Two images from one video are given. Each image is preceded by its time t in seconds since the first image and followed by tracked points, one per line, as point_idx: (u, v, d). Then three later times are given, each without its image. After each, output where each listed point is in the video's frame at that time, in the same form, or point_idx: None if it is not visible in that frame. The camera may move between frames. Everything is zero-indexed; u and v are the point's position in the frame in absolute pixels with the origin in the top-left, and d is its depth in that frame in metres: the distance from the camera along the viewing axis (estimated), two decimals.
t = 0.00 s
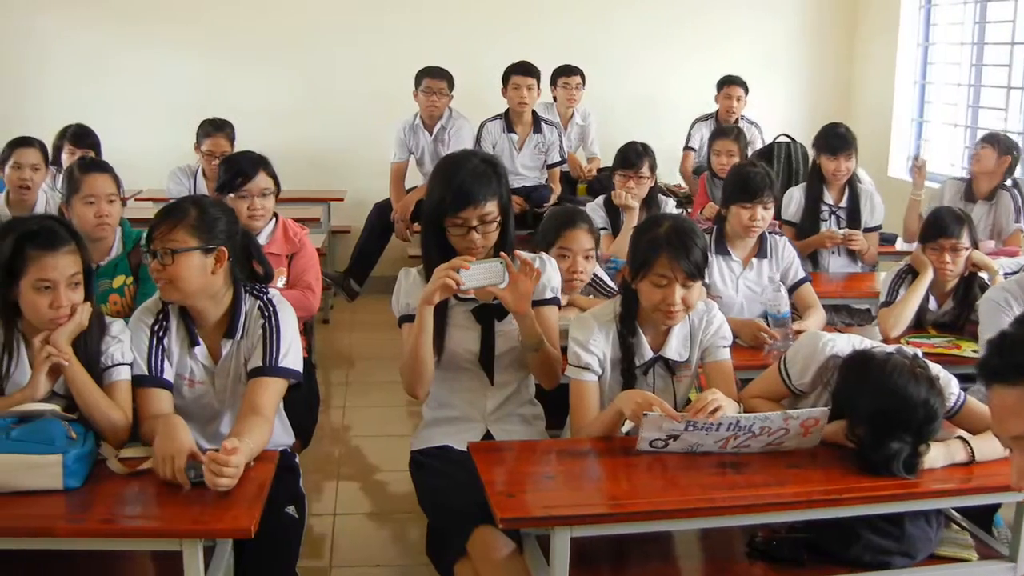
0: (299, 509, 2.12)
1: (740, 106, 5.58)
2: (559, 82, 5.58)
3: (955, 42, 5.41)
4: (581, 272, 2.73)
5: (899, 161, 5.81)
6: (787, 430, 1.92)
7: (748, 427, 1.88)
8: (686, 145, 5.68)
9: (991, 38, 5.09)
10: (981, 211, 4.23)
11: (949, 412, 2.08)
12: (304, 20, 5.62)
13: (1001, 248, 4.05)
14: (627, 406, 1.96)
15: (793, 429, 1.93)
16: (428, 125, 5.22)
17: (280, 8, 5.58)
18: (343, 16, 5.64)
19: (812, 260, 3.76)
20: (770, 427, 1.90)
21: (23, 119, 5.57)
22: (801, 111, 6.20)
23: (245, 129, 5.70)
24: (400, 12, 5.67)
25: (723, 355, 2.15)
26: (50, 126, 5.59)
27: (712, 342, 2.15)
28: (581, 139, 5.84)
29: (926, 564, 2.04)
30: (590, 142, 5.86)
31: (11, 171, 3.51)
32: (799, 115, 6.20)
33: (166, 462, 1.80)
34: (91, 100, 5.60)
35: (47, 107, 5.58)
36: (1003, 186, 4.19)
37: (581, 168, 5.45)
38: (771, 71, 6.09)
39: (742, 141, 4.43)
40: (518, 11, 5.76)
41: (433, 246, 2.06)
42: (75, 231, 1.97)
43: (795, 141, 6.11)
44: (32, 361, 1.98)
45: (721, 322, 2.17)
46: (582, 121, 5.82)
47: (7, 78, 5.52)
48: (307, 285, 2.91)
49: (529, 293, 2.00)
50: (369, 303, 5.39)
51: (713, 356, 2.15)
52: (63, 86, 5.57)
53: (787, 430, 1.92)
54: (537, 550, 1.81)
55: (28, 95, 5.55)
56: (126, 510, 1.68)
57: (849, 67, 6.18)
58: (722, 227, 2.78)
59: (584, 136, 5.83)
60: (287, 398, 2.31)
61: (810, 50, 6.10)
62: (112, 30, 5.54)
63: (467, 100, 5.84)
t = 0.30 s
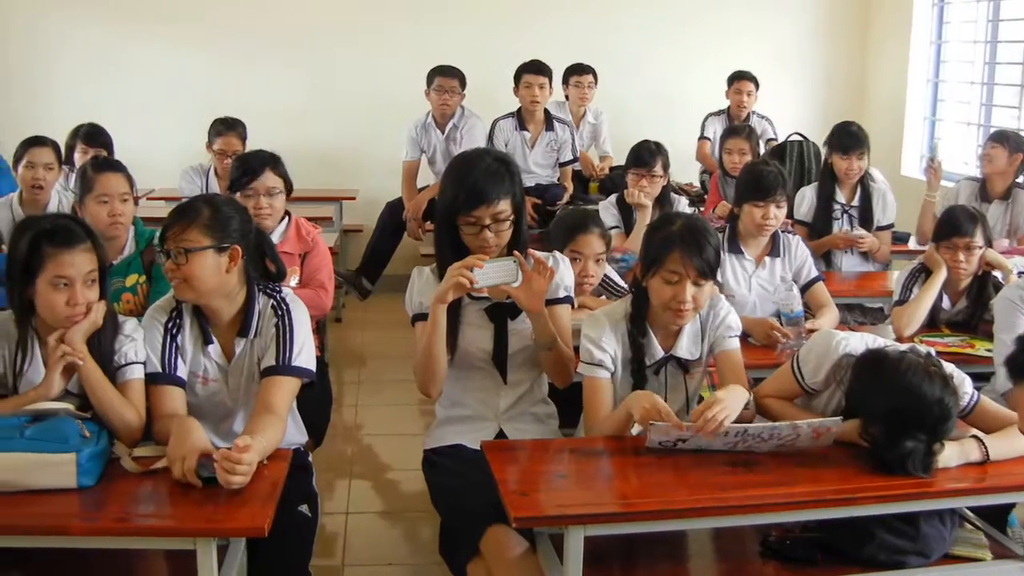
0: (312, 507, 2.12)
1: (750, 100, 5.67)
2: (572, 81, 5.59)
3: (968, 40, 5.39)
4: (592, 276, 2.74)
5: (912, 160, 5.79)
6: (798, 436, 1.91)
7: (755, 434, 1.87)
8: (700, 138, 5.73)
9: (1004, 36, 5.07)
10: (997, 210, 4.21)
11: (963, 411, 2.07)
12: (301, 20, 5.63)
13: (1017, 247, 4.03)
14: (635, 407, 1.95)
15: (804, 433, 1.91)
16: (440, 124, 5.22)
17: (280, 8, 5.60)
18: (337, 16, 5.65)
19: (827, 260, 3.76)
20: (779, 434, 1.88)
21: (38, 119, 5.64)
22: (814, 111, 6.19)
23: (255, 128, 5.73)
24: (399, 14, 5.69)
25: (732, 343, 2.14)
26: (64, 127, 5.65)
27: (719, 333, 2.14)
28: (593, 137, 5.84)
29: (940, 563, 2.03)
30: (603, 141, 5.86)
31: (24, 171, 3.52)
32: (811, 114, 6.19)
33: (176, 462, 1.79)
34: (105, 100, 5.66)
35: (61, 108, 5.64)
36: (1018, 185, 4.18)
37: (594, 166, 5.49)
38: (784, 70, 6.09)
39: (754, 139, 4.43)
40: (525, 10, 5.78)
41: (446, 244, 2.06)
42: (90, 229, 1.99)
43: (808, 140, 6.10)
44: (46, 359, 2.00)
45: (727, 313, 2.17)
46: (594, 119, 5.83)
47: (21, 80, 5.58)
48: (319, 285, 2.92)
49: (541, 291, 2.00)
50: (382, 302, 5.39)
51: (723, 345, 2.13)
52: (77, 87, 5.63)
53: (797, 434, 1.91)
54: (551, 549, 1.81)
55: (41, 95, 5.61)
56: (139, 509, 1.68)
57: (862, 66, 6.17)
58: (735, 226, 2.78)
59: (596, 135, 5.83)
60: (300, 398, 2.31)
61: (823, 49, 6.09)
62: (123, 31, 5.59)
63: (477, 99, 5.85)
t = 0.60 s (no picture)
0: (326, 506, 2.12)
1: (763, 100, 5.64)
2: (583, 80, 5.60)
3: (981, 38, 5.38)
4: (600, 272, 2.74)
5: (925, 158, 5.77)
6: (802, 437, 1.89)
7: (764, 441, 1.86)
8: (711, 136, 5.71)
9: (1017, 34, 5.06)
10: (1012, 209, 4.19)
11: (978, 411, 2.07)
12: (303, 20, 5.66)
13: None
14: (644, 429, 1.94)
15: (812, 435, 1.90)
16: (452, 123, 5.22)
17: (285, 8, 5.63)
18: (338, 17, 5.68)
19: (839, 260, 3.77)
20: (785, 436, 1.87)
21: (51, 119, 5.69)
22: (826, 110, 6.19)
23: (265, 127, 5.77)
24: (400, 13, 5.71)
25: (745, 348, 2.13)
26: (78, 126, 5.70)
27: (734, 336, 2.13)
28: (606, 136, 5.86)
29: (954, 563, 2.02)
30: (615, 139, 5.85)
31: (42, 168, 3.52)
32: (824, 113, 6.19)
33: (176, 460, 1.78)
34: (117, 100, 5.71)
35: (75, 107, 5.69)
36: None
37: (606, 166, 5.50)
38: (796, 70, 6.08)
39: (767, 138, 4.43)
40: (534, 10, 5.79)
41: (458, 243, 2.06)
42: (105, 226, 2.00)
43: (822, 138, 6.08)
44: (61, 359, 2.02)
45: (742, 314, 2.15)
46: (606, 118, 5.83)
47: (34, 79, 5.63)
48: (332, 284, 2.96)
49: (554, 289, 2.00)
50: (395, 301, 5.40)
51: (735, 350, 2.12)
52: (90, 86, 5.68)
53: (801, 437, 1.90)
54: (565, 548, 1.81)
55: (55, 94, 5.66)
56: (151, 508, 1.68)
57: (874, 64, 6.16)
58: (748, 224, 2.78)
59: (608, 134, 5.83)
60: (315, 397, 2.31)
61: (836, 48, 6.09)
62: (134, 31, 5.63)
63: (487, 98, 5.87)
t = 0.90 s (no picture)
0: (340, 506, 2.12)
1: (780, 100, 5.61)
2: (597, 80, 5.59)
3: (995, 37, 5.37)
4: (615, 277, 2.74)
5: (939, 157, 5.76)
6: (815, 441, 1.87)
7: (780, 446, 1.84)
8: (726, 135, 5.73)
9: None
10: None
11: (993, 412, 2.06)
12: (314, 20, 5.69)
13: None
14: (656, 447, 1.89)
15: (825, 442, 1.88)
16: (466, 123, 5.22)
17: (296, 8, 5.67)
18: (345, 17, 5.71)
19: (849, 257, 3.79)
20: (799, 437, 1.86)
21: (66, 119, 5.74)
22: (842, 109, 6.17)
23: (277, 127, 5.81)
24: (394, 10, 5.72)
25: (761, 348, 2.12)
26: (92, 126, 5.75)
27: (749, 336, 2.12)
28: (619, 135, 5.86)
29: (970, 565, 2.01)
30: (628, 139, 5.85)
31: (60, 167, 3.53)
32: (840, 112, 6.17)
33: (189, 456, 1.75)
34: (130, 100, 5.76)
35: (89, 107, 5.75)
36: None
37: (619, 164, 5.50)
38: (812, 69, 6.07)
39: (781, 139, 4.44)
40: (544, 10, 5.80)
41: (471, 243, 2.06)
42: (121, 226, 2.01)
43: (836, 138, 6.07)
44: (77, 359, 2.03)
45: (756, 314, 2.15)
46: (620, 118, 5.83)
47: (50, 79, 5.69)
48: (346, 284, 2.97)
49: (568, 289, 2.00)
50: (408, 301, 5.41)
51: (751, 350, 2.12)
52: (104, 87, 5.74)
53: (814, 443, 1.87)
54: (579, 549, 1.80)
55: (69, 95, 5.72)
56: (165, 508, 1.68)
57: (890, 64, 6.14)
58: (763, 223, 2.77)
59: (621, 134, 5.82)
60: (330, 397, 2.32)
61: (852, 46, 6.08)
62: (147, 32, 5.68)
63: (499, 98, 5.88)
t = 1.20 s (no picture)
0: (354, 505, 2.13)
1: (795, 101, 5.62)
2: (612, 80, 5.60)
3: (1011, 38, 5.34)
4: (626, 286, 2.73)
5: (954, 159, 5.74)
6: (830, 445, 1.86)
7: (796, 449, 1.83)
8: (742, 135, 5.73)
9: None
10: None
11: (1007, 414, 2.05)
12: (327, 20, 5.73)
13: None
14: (669, 449, 1.88)
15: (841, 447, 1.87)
16: (480, 123, 5.22)
17: (310, 7, 5.71)
18: (351, 17, 5.74)
19: (862, 255, 3.78)
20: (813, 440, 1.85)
21: (83, 118, 5.80)
22: (858, 110, 6.16)
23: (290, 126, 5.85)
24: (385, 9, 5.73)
25: (776, 348, 2.11)
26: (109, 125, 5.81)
27: (763, 337, 2.12)
28: (634, 136, 5.86)
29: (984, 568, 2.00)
30: (643, 140, 5.85)
31: (74, 165, 3.55)
32: (855, 113, 6.16)
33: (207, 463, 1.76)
34: (145, 99, 5.81)
35: (106, 106, 5.81)
36: None
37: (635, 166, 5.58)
38: (826, 69, 6.06)
39: (796, 140, 4.46)
40: (556, 10, 5.81)
41: (486, 241, 2.06)
42: (137, 224, 2.02)
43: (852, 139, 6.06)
44: (93, 356, 2.03)
45: (771, 314, 2.15)
46: (635, 118, 5.83)
47: (67, 79, 5.76)
48: (360, 284, 2.97)
49: (583, 288, 2.00)
50: (422, 300, 5.42)
51: (767, 351, 2.11)
52: (120, 86, 5.80)
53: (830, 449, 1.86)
54: (592, 549, 1.80)
55: (86, 94, 5.78)
56: (180, 505, 1.68)
57: (905, 65, 6.12)
58: (776, 225, 2.78)
59: (636, 133, 5.83)
60: (344, 395, 2.33)
61: (867, 47, 6.06)
62: (162, 31, 5.73)
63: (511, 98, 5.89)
